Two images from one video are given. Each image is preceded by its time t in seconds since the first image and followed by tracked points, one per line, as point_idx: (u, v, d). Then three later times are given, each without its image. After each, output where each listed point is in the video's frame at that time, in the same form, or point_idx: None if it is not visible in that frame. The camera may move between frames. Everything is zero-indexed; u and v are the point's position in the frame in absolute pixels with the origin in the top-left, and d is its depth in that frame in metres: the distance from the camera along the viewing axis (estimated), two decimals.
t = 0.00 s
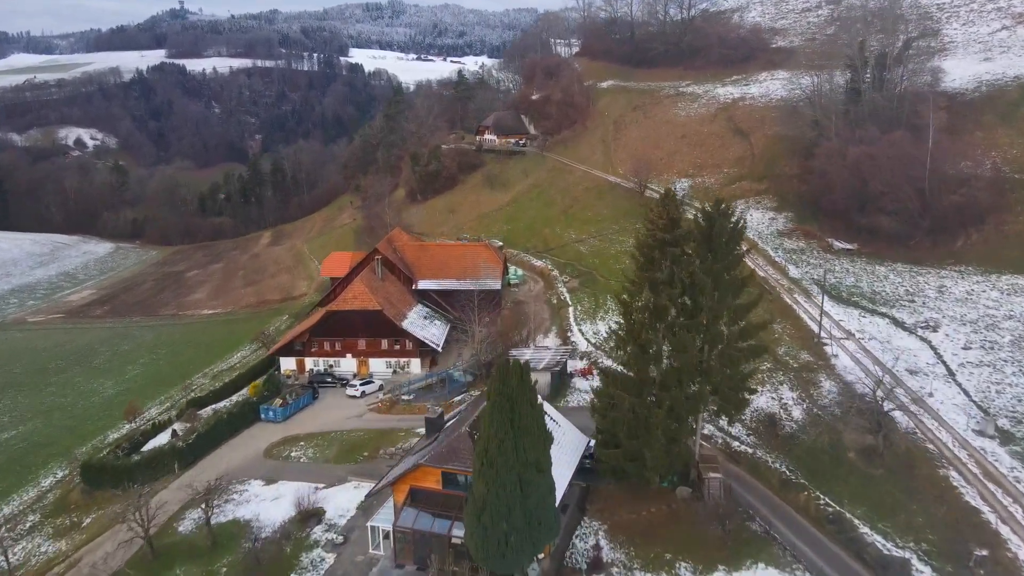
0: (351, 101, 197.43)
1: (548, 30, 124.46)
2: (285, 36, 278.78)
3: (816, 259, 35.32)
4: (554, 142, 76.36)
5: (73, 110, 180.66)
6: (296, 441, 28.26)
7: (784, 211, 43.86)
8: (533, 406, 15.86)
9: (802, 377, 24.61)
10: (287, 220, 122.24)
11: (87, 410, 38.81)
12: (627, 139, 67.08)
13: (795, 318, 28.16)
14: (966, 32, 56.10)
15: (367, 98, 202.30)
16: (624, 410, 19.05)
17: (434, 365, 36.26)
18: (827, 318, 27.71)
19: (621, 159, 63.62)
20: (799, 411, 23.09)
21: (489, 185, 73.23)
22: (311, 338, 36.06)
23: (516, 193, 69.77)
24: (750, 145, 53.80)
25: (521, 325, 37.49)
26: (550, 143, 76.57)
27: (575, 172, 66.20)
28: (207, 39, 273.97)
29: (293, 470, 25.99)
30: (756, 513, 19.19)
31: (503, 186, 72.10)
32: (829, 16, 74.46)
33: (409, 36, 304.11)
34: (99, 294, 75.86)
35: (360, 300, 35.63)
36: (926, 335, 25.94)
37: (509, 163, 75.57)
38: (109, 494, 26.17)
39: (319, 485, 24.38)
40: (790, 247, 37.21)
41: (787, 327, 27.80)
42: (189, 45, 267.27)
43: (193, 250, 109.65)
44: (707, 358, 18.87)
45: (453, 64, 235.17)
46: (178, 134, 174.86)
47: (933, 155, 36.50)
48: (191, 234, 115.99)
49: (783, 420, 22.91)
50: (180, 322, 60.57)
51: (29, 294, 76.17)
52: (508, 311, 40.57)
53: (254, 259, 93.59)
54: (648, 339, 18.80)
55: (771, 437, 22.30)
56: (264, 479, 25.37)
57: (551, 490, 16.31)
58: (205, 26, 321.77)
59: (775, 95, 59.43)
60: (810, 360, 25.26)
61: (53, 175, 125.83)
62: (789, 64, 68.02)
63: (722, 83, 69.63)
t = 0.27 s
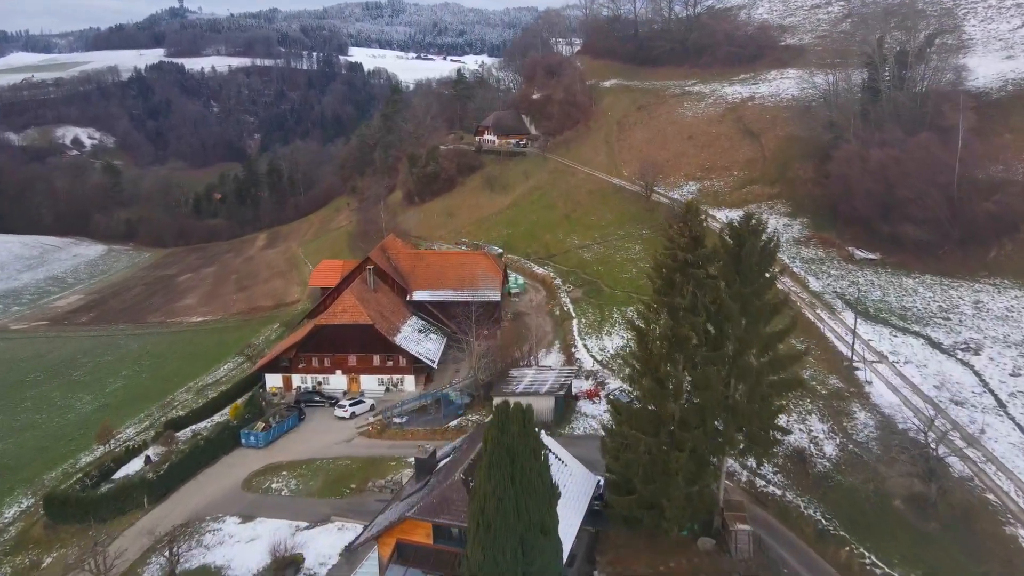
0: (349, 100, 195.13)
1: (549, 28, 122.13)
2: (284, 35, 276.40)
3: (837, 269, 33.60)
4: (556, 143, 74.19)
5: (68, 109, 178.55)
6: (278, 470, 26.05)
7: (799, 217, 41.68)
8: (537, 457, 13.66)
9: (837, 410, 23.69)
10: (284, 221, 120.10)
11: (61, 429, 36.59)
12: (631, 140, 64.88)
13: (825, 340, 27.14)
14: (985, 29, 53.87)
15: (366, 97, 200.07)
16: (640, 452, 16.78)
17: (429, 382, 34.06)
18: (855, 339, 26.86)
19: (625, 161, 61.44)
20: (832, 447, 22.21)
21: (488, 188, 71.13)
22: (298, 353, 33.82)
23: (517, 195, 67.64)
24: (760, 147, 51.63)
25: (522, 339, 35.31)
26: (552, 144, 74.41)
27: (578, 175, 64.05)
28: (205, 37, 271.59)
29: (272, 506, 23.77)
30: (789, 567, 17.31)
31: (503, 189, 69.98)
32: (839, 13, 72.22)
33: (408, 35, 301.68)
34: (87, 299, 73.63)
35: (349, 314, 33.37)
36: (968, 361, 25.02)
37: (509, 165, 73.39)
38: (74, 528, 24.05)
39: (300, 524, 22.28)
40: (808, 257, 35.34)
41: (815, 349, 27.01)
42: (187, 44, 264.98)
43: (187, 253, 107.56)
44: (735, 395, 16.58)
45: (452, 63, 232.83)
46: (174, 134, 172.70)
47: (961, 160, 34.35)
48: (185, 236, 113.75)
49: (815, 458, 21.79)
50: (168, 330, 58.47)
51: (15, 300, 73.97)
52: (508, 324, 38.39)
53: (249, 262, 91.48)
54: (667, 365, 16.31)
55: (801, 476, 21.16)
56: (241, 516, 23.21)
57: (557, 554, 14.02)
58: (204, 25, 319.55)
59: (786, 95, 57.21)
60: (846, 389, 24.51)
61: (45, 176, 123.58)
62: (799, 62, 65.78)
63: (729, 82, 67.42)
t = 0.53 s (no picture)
0: (348, 99, 192.91)
1: (550, 26, 119.79)
2: (284, 34, 274.14)
3: (860, 281, 32.09)
4: (558, 144, 72.03)
5: (63, 108, 176.26)
6: (256, 505, 23.85)
7: (815, 224, 39.45)
8: (541, 530, 11.81)
9: (877, 445, 22.41)
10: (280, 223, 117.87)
11: (33, 449, 34.49)
12: (635, 141, 62.62)
13: (856, 364, 25.88)
14: (1007, 25, 51.58)
15: (365, 96, 197.86)
16: (664, 509, 14.49)
17: (423, 402, 31.88)
18: (890, 360, 25.67)
19: (629, 163, 59.22)
20: (874, 491, 20.81)
21: (487, 191, 68.97)
22: (284, 371, 31.60)
23: (517, 198, 65.49)
24: (771, 149, 49.39)
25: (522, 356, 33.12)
26: (553, 145, 72.24)
27: (580, 177, 61.84)
28: (204, 36, 269.35)
29: (246, 548, 21.58)
30: None
31: (503, 192, 67.82)
32: (851, 10, 69.96)
33: (408, 34, 299.10)
34: (74, 304, 71.54)
35: (338, 329, 31.14)
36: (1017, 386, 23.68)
37: (509, 166, 71.17)
38: (27, 569, 21.76)
39: (277, 571, 20.08)
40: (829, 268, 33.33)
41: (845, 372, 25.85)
42: (185, 42, 262.63)
43: (180, 255, 105.40)
44: (776, 443, 14.36)
45: (453, 62, 230.42)
46: (170, 134, 170.44)
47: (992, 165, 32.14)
48: (179, 238, 111.62)
49: (855, 502, 20.48)
50: (155, 338, 56.30)
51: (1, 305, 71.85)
52: (508, 338, 36.20)
53: (243, 265, 89.28)
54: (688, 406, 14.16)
55: (839, 526, 19.76)
56: (211, 561, 21.05)
57: None
58: (203, 24, 317.31)
59: (798, 94, 54.92)
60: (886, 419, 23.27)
61: (37, 176, 121.41)
62: (810, 60, 63.53)
63: (737, 80, 65.19)
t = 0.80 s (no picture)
0: (347, 98, 190.64)
1: (552, 24, 117.47)
2: (283, 32, 271.71)
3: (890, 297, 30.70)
4: (559, 145, 69.80)
5: (57, 108, 173.99)
6: (229, 548, 21.57)
7: (834, 232, 37.22)
8: None
9: (929, 491, 21.74)
10: (276, 225, 115.58)
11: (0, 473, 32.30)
12: (640, 142, 60.42)
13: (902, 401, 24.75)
14: None
15: (364, 95, 195.60)
16: None
17: (417, 425, 29.67)
18: (935, 391, 25.10)
19: (634, 165, 57.05)
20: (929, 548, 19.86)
21: (486, 194, 66.89)
22: (267, 392, 29.32)
23: (517, 201, 63.35)
24: (784, 151, 47.12)
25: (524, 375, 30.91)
26: (555, 146, 70.03)
27: (583, 179, 59.70)
28: (204, 35, 266.94)
29: None
30: None
31: (503, 194, 65.67)
32: (863, 6, 67.71)
33: (408, 33, 296.61)
34: (60, 310, 69.29)
35: (324, 347, 28.85)
36: None
37: (509, 168, 69.02)
38: None
39: None
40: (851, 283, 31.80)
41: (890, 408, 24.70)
42: (183, 41, 260.27)
43: (173, 258, 103.17)
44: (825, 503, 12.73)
45: (452, 61, 228.06)
46: (166, 134, 168.22)
47: None
48: (172, 240, 109.38)
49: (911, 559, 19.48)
50: (141, 347, 54.07)
51: None
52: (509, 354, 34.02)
53: (236, 268, 87.07)
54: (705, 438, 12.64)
55: None
56: None
57: None
58: (203, 22, 315.39)
59: (810, 93, 52.63)
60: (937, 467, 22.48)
61: (28, 177, 119.15)
62: (821, 58, 61.29)
63: (746, 79, 62.93)
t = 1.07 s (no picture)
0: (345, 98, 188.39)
1: (553, 22, 115.13)
2: (282, 32, 269.57)
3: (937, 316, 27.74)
4: (561, 146, 67.58)
5: (56, 107, 171.95)
6: None
7: (854, 241, 35.02)
8: None
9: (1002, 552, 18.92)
10: (272, 227, 113.42)
11: None
12: (645, 143, 58.23)
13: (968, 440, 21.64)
14: None
15: (363, 95, 193.43)
16: None
17: (410, 451, 27.46)
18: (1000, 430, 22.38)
19: (639, 167, 54.92)
20: None
21: (485, 197, 64.79)
22: (247, 416, 27.08)
23: (517, 204, 61.18)
24: (798, 153, 44.88)
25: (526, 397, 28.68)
26: (557, 147, 67.79)
27: (586, 182, 57.60)
28: (203, 35, 264.79)
29: None
30: None
31: (503, 197, 63.52)
32: (875, 3, 65.43)
33: (408, 33, 294.27)
34: (47, 316, 67.21)
35: (309, 368, 26.61)
36: None
37: (510, 169, 66.86)
38: None
39: None
40: (881, 295, 29.55)
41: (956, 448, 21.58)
42: (183, 40, 257.89)
43: (167, 261, 101.03)
44: None
45: (452, 60, 225.81)
46: (165, 134, 166.09)
47: None
48: (166, 242, 107.26)
49: None
50: (126, 357, 51.98)
51: None
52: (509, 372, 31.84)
53: (230, 272, 84.90)
54: (753, 498, 13.61)
55: None
56: None
57: None
58: (202, 22, 313.09)
59: (824, 93, 50.36)
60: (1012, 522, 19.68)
61: (20, 177, 117.07)
62: (833, 56, 59.04)
63: (755, 78, 60.69)
